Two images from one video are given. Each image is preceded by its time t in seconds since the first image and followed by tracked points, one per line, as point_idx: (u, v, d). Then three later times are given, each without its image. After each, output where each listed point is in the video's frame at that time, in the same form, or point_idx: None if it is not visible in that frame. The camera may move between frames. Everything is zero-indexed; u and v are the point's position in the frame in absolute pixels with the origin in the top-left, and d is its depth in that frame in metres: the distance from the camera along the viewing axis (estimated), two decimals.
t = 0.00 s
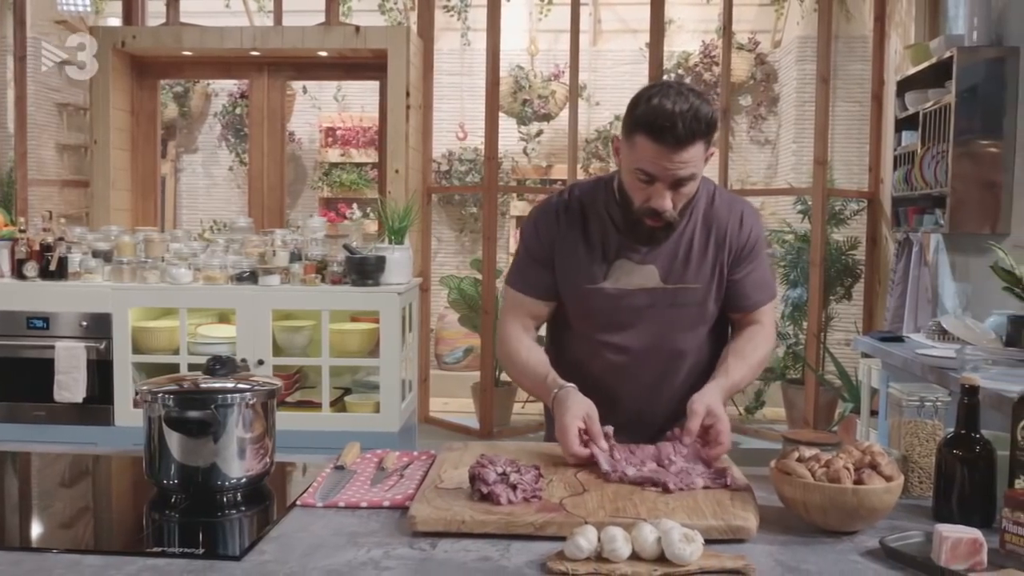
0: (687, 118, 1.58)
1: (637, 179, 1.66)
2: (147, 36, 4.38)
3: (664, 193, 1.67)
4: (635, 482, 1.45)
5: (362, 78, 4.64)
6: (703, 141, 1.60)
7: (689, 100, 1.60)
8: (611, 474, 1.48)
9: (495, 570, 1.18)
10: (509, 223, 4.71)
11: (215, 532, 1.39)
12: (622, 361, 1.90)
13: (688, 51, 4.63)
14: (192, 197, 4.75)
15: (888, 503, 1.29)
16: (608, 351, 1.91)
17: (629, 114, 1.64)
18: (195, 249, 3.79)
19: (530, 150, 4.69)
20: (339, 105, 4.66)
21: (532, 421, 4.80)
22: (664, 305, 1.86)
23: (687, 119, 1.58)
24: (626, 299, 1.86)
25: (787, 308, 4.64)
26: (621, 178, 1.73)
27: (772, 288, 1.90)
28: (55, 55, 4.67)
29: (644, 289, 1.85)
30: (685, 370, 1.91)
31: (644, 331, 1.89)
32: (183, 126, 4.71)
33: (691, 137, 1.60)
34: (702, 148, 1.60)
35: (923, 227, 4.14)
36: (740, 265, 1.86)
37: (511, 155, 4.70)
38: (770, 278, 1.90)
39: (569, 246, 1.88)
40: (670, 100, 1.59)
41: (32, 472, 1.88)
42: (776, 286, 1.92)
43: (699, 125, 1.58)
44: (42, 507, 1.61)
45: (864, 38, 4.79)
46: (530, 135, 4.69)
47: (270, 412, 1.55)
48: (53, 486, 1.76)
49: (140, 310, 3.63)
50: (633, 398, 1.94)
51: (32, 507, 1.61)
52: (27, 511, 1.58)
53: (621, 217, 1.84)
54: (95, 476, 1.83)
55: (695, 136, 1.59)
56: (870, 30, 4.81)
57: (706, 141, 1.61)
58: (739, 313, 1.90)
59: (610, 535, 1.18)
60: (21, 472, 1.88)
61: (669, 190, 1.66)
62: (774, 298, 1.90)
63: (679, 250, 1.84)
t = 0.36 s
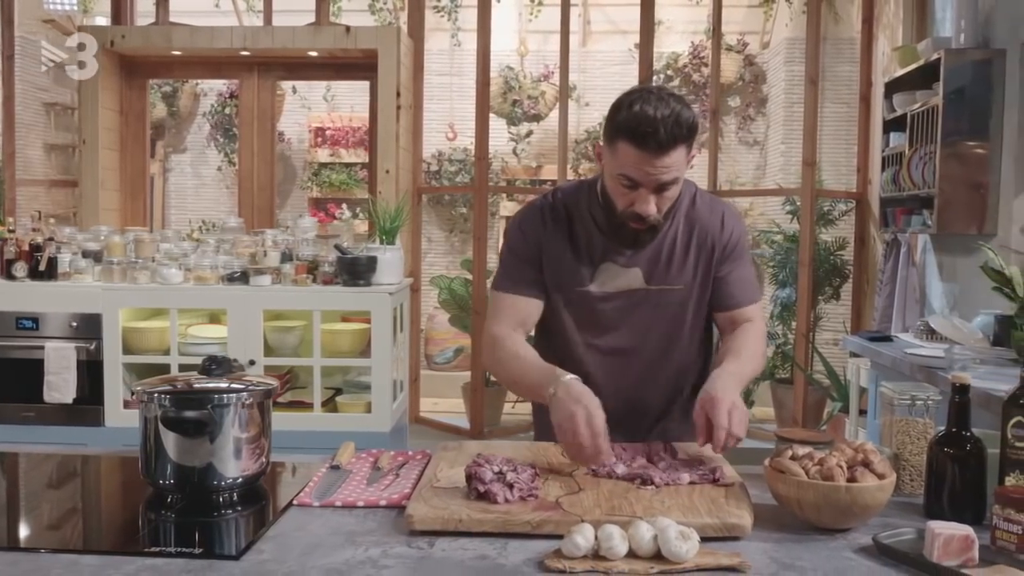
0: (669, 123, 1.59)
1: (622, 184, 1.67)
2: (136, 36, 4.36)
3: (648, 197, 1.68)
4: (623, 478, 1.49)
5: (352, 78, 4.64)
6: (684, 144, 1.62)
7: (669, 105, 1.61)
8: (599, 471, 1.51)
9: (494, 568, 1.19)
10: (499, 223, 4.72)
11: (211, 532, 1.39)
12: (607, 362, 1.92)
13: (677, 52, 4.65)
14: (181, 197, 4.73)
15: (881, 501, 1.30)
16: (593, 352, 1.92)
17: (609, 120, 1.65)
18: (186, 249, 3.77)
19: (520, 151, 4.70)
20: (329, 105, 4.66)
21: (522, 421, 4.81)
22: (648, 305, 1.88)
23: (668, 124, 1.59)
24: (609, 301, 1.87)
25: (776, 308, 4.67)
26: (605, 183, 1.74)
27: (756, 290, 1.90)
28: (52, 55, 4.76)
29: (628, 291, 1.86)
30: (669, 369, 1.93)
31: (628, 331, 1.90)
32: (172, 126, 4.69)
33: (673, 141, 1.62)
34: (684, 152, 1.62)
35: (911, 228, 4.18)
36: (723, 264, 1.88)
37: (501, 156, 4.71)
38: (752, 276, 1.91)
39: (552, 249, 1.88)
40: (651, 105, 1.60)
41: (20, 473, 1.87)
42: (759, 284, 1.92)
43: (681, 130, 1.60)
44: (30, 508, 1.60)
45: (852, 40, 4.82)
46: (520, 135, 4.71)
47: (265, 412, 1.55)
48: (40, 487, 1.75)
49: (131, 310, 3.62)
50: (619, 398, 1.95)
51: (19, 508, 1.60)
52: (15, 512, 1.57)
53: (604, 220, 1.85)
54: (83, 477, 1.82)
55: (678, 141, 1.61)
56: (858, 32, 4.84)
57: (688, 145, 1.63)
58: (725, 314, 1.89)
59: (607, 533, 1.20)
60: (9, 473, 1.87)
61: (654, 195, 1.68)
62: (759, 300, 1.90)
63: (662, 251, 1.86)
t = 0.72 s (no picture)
0: (656, 135, 1.60)
1: (611, 195, 1.68)
2: (124, 35, 4.34)
3: (637, 209, 1.69)
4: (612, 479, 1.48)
5: (341, 78, 4.64)
6: (672, 156, 1.62)
7: (657, 118, 1.62)
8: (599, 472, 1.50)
9: (490, 566, 1.20)
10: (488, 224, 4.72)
11: (205, 532, 1.39)
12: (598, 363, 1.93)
13: (666, 53, 4.67)
14: (168, 197, 4.72)
15: (873, 498, 1.32)
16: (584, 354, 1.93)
17: (597, 132, 1.65)
18: (175, 249, 3.76)
19: (509, 151, 4.71)
20: (317, 105, 4.65)
21: (512, 420, 4.81)
22: (639, 308, 1.89)
23: (656, 137, 1.60)
24: (599, 305, 1.89)
25: (764, 307, 4.69)
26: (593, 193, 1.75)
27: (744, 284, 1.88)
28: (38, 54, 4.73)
29: (618, 295, 1.88)
30: (659, 369, 1.94)
31: (619, 334, 1.91)
32: (159, 126, 4.68)
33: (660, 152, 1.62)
34: (672, 164, 1.63)
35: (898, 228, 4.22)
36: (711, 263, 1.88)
37: (490, 156, 4.71)
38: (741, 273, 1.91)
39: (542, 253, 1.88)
40: (638, 119, 1.61)
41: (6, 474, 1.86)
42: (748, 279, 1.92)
43: (669, 141, 1.61)
44: (15, 509, 1.59)
45: (840, 41, 4.84)
46: (509, 136, 4.71)
47: (260, 412, 1.55)
48: (26, 489, 1.74)
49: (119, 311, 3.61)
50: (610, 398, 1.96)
51: (5, 510, 1.58)
52: None
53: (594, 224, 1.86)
54: (70, 479, 1.82)
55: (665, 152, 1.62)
56: (846, 33, 4.86)
57: (676, 155, 1.64)
58: (716, 312, 1.86)
59: (603, 532, 1.21)
60: None
61: (643, 205, 1.68)
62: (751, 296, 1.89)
63: (651, 254, 1.87)
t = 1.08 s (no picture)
0: (650, 153, 1.59)
1: (603, 209, 1.69)
2: (110, 33, 4.31)
3: (630, 223, 1.69)
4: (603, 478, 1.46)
5: (328, 78, 4.63)
6: (667, 172, 1.62)
7: (651, 134, 1.61)
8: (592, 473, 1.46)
9: (485, 566, 1.20)
10: (476, 224, 4.72)
11: (197, 534, 1.38)
12: (589, 370, 1.94)
13: (653, 53, 4.68)
14: (153, 197, 4.69)
15: (864, 497, 1.33)
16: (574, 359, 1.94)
17: (591, 147, 1.65)
18: (162, 249, 3.74)
19: (496, 151, 4.71)
20: (304, 104, 4.64)
21: (499, 420, 4.81)
22: (631, 316, 1.89)
23: (650, 154, 1.59)
24: (590, 312, 1.90)
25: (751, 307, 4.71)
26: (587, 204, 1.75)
27: (739, 287, 1.87)
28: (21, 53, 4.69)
29: (609, 303, 1.89)
30: (649, 375, 1.95)
31: (610, 341, 1.92)
32: (145, 125, 4.65)
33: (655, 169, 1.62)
34: (667, 180, 1.63)
35: (884, 228, 4.25)
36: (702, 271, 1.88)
37: (478, 156, 4.72)
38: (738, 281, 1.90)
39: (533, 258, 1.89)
40: (633, 135, 1.61)
41: None
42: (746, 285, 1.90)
43: (662, 159, 1.60)
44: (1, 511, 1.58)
45: (826, 43, 4.86)
46: (496, 136, 4.71)
47: (252, 413, 1.55)
48: (11, 491, 1.73)
49: (106, 311, 3.59)
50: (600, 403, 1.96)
51: None
52: None
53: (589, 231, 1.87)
54: (56, 481, 1.80)
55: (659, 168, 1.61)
56: (831, 35, 4.88)
57: (671, 171, 1.63)
58: (714, 312, 1.85)
59: (597, 531, 1.21)
60: None
61: (635, 220, 1.69)
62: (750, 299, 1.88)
63: (644, 263, 1.88)
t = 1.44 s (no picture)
0: (645, 161, 1.59)
1: (599, 216, 1.69)
2: (94, 31, 4.28)
3: (626, 230, 1.70)
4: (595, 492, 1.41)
5: (314, 77, 4.61)
6: (662, 179, 1.62)
7: (647, 141, 1.61)
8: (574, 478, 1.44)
9: (478, 566, 1.20)
10: (462, 224, 4.72)
11: (187, 535, 1.38)
12: (580, 374, 1.94)
13: (638, 54, 4.69)
14: (137, 197, 4.66)
15: (853, 495, 1.34)
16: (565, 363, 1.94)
17: (585, 154, 1.65)
18: (147, 249, 3.72)
19: (482, 151, 4.71)
20: (289, 104, 4.62)
21: (486, 420, 4.81)
22: (625, 321, 1.90)
23: (646, 161, 1.59)
24: (584, 318, 1.89)
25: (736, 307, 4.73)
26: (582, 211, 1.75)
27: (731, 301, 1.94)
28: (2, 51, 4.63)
29: (603, 309, 1.88)
30: (639, 379, 1.96)
31: (602, 345, 1.92)
32: (129, 124, 4.62)
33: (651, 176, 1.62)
34: (663, 186, 1.62)
35: (869, 228, 4.28)
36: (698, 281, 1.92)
37: (464, 156, 4.71)
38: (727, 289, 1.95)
39: (526, 262, 1.89)
40: (628, 143, 1.60)
41: None
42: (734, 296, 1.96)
43: (658, 166, 1.60)
44: None
45: (811, 44, 4.89)
46: (482, 136, 4.71)
47: (241, 414, 1.54)
48: None
49: (90, 312, 3.56)
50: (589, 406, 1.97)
51: None
52: None
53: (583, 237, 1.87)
54: (39, 483, 1.79)
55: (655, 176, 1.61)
56: (816, 36, 4.90)
57: (667, 178, 1.63)
58: (703, 326, 1.93)
59: (590, 531, 1.22)
60: None
61: (631, 226, 1.69)
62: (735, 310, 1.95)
63: (639, 269, 1.88)
